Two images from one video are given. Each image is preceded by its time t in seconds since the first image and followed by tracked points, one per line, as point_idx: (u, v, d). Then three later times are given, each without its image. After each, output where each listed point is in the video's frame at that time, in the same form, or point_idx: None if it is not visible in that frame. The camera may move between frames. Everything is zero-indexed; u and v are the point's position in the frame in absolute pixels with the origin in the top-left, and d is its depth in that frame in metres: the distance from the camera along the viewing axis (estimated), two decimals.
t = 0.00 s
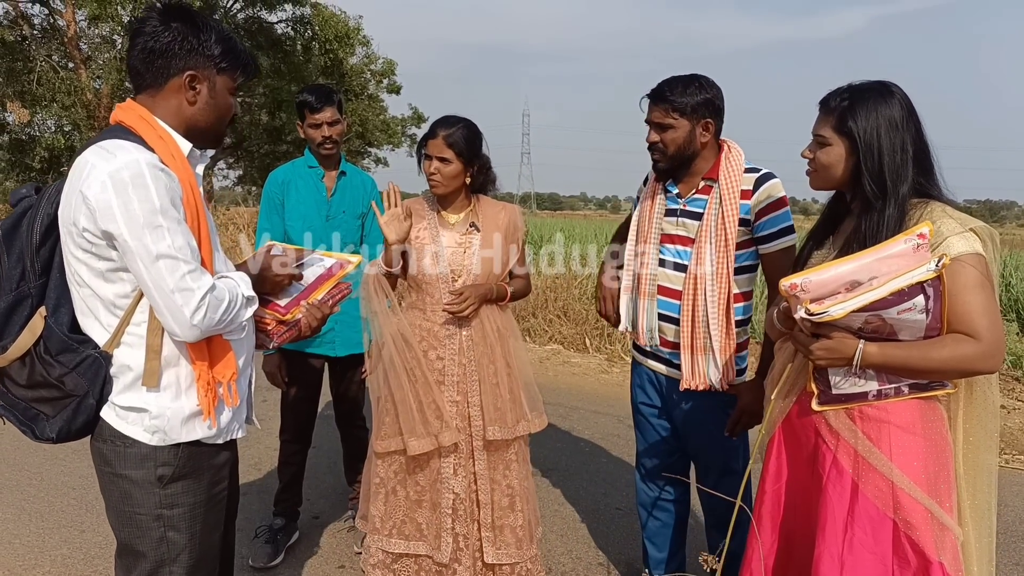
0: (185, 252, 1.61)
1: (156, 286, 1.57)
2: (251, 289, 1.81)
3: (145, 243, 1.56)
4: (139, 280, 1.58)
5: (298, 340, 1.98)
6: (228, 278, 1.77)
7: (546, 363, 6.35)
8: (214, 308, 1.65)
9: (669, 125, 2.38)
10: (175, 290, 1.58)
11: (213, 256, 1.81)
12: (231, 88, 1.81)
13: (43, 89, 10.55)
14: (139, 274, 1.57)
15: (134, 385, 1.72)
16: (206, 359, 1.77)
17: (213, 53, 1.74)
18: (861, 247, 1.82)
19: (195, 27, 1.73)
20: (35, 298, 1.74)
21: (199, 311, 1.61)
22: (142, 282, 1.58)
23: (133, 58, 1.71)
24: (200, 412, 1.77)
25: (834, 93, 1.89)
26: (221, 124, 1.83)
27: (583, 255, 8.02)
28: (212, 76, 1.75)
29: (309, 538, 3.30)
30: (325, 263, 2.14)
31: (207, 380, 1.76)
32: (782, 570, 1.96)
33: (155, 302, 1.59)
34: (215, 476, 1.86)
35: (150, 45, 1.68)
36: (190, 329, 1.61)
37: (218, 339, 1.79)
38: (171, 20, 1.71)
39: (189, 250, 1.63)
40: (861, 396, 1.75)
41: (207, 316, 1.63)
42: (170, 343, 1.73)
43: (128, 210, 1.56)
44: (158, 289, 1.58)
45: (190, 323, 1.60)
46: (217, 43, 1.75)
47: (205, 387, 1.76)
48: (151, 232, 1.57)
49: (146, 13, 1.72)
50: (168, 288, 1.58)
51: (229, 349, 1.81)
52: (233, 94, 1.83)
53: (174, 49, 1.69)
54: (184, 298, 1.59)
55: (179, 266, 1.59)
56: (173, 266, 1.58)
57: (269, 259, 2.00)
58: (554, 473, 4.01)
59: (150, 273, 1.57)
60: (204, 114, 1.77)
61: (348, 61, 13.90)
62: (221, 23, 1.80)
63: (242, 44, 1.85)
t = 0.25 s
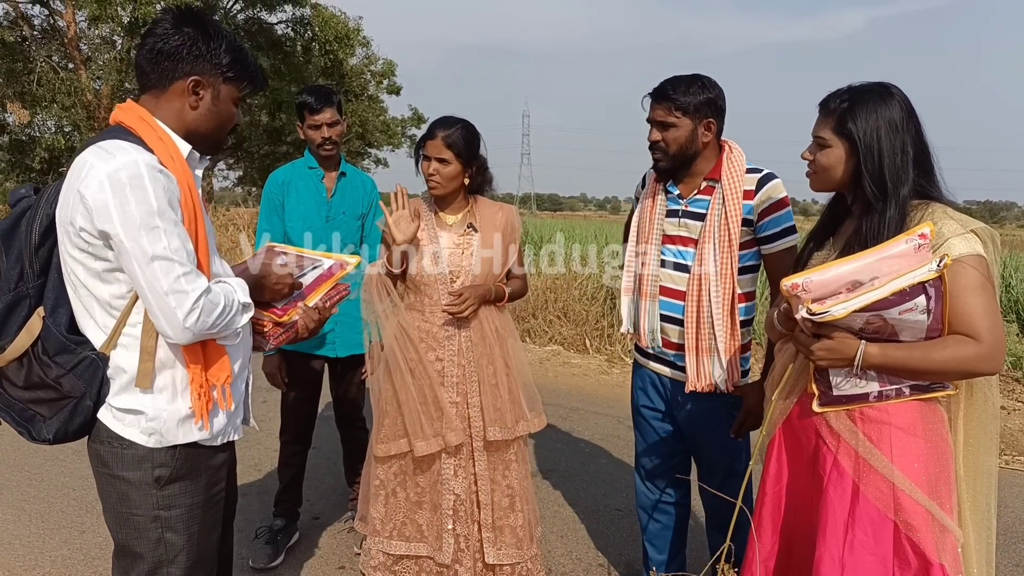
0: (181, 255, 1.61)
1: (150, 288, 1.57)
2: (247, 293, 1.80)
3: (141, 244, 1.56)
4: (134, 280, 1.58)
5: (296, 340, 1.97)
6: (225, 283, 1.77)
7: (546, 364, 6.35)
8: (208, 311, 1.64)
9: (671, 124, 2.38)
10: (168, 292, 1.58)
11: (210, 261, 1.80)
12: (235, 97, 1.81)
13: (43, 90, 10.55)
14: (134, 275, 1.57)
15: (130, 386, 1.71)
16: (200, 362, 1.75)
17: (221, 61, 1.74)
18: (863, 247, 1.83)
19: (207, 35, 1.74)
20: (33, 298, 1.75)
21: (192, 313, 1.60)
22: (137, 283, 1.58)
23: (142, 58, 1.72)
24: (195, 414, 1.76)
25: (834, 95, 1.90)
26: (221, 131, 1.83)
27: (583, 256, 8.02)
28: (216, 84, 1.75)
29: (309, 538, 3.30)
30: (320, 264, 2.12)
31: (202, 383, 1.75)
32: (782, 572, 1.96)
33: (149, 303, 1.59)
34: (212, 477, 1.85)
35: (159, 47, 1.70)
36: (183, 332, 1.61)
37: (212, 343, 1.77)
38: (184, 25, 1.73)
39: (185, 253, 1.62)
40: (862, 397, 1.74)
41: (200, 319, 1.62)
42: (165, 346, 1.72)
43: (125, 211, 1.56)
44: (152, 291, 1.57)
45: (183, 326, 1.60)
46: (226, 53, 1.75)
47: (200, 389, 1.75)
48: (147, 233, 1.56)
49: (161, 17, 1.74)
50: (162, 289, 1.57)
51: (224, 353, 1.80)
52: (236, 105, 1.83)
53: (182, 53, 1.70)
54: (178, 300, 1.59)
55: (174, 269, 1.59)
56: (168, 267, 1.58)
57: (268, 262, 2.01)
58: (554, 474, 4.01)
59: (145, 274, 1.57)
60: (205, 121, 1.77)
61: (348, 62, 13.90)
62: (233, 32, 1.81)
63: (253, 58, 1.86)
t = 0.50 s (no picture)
0: (170, 255, 1.60)
1: (137, 286, 1.57)
2: (236, 292, 1.78)
3: (130, 243, 1.56)
4: (122, 279, 1.58)
5: (293, 344, 1.98)
6: (214, 283, 1.75)
7: (547, 366, 6.35)
8: (194, 311, 1.63)
9: (672, 123, 2.39)
10: (154, 291, 1.57)
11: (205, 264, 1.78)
12: (239, 102, 1.80)
13: (44, 91, 10.56)
14: (123, 273, 1.57)
15: (121, 385, 1.71)
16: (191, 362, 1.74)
17: (225, 65, 1.74)
18: (863, 249, 1.83)
19: (212, 39, 1.74)
20: (33, 294, 1.75)
21: (176, 313, 1.59)
22: (125, 281, 1.58)
23: (147, 60, 1.73)
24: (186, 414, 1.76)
25: (835, 97, 1.90)
26: (224, 135, 1.82)
27: (584, 258, 8.02)
28: (219, 87, 1.74)
29: (309, 540, 3.30)
30: (324, 267, 2.12)
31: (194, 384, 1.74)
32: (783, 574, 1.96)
33: (135, 302, 1.58)
34: (204, 478, 1.85)
35: (163, 49, 1.70)
36: (167, 332, 1.59)
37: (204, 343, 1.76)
38: (190, 29, 1.74)
39: (175, 253, 1.62)
40: (863, 399, 1.75)
41: (185, 318, 1.61)
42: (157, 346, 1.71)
43: (118, 210, 1.56)
44: (139, 289, 1.57)
45: (167, 326, 1.59)
46: (230, 56, 1.75)
47: (190, 390, 1.74)
48: (137, 233, 1.56)
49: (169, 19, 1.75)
50: (148, 289, 1.57)
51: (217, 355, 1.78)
52: (241, 109, 1.82)
53: (186, 56, 1.70)
54: (163, 300, 1.58)
55: (161, 268, 1.58)
56: (156, 267, 1.57)
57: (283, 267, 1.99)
58: (554, 476, 4.01)
59: (132, 273, 1.56)
60: (207, 123, 1.76)
61: (349, 63, 13.92)
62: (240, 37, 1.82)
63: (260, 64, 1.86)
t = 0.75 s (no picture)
0: (155, 254, 1.59)
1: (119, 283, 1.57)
2: (224, 289, 1.73)
3: (116, 240, 1.56)
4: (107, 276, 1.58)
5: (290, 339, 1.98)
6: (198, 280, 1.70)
7: (547, 367, 6.35)
8: (172, 311, 1.61)
9: (671, 123, 2.39)
10: (134, 289, 1.56)
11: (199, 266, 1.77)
12: (248, 108, 1.80)
13: (44, 93, 10.57)
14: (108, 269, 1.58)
15: (110, 380, 1.71)
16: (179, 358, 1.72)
17: (233, 71, 1.74)
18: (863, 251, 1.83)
19: (223, 46, 1.76)
20: (36, 288, 1.77)
21: (152, 311, 1.58)
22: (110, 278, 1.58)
23: (162, 65, 1.75)
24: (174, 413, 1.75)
25: (835, 98, 1.90)
26: (231, 142, 1.81)
27: (584, 259, 8.03)
28: (227, 93, 1.75)
29: (308, 541, 3.29)
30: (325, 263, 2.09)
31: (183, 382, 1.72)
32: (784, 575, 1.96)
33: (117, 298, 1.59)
34: (194, 479, 1.83)
35: (176, 55, 1.73)
36: (143, 330, 1.58)
37: (194, 338, 1.74)
38: (204, 37, 1.76)
39: (162, 253, 1.61)
40: (863, 400, 1.75)
41: (163, 317, 1.59)
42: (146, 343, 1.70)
43: (109, 207, 1.56)
44: (120, 286, 1.57)
45: (144, 325, 1.58)
46: (240, 63, 1.76)
47: (178, 390, 1.72)
48: (125, 230, 1.56)
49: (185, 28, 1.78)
50: (129, 287, 1.56)
51: (206, 353, 1.75)
52: (250, 116, 1.82)
53: (197, 62, 1.72)
54: (141, 298, 1.57)
55: (143, 267, 1.57)
56: (138, 266, 1.57)
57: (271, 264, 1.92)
58: (554, 477, 4.01)
59: (116, 270, 1.56)
60: (214, 128, 1.76)
61: (349, 65, 13.93)
62: (252, 47, 1.83)
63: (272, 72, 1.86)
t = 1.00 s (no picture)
0: (145, 253, 1.58)
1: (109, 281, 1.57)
2: (223, 286, 1.73)
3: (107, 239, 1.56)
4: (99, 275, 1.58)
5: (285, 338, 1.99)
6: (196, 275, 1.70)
7: (546, 368, 6.35)
8: (163, 308, 1.60)
9: (665, 124, 2.40)
10: (124, 288, 1.56)
11: (196, 267, 1.76)
12: (251, 114, 1.78)
13: (42, 94, 10.57)
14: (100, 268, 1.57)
15: (102, 378, 1.71)
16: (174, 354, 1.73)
17: (237, 76, 1.73)
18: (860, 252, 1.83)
19: (227, 52, 1.75)
20: (39, 286, 1.77)
21: (142, 310, 1.57)
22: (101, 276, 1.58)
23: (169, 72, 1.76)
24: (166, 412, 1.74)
25: (833, 100, 1.90)
26: (233, 146, 1.80)
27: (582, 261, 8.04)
28: (230, 98, 1.74)
29: (307, 543, 3.29)
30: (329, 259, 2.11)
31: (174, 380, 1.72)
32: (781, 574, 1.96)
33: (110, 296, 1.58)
34: (189, 477, 1.82)
35: (182, 60, 1.73)
36: (135, 328, 1.58)
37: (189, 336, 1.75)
38: (209, 43, 1.76)
39: (153, 251, 1.60)
40: (861, 402, 1.75)
41: (152, 315, 1.58)
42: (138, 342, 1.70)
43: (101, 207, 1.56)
44: (111, 285, 1.57)
45: (135, 323, 1.57)
46: (243, 68, 1.75)
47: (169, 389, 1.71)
48: (116, 230, 1.56)
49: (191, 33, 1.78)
50: (119, 286, 1.56)
51: (199, 354, 1.76)
52: (253, 121, 1.80)
53: (200, 66, 1.71)
54: (131, 296, 1.56)
55: (133, 265, 1.56)
56: (127, 265, 1.56)
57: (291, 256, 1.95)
58: (553, 479, 4.01)
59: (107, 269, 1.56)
60: (216, 132, 1.76)
61: (347, 66, 13.94)
62: (256, 53, 1.82)
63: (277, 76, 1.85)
